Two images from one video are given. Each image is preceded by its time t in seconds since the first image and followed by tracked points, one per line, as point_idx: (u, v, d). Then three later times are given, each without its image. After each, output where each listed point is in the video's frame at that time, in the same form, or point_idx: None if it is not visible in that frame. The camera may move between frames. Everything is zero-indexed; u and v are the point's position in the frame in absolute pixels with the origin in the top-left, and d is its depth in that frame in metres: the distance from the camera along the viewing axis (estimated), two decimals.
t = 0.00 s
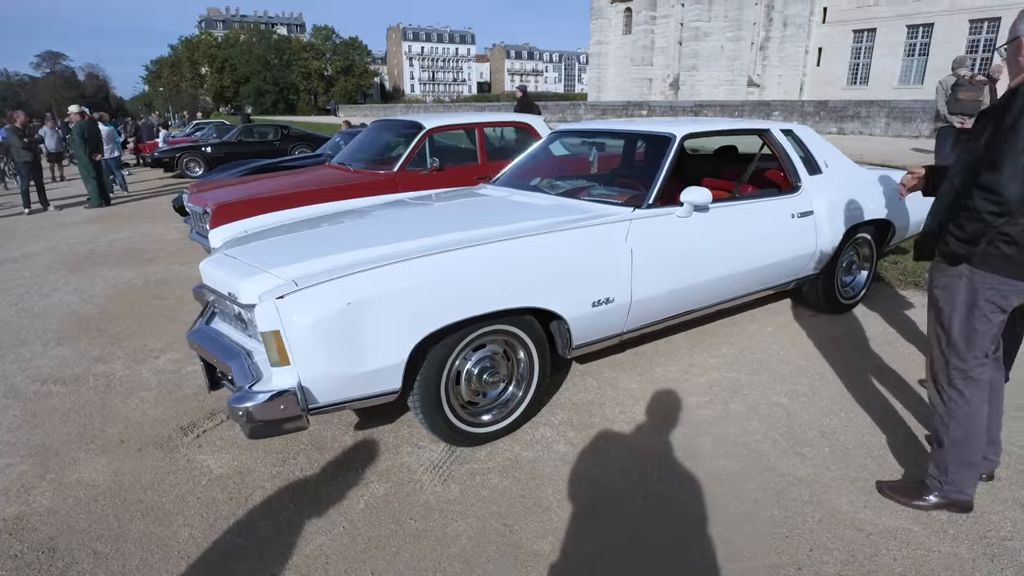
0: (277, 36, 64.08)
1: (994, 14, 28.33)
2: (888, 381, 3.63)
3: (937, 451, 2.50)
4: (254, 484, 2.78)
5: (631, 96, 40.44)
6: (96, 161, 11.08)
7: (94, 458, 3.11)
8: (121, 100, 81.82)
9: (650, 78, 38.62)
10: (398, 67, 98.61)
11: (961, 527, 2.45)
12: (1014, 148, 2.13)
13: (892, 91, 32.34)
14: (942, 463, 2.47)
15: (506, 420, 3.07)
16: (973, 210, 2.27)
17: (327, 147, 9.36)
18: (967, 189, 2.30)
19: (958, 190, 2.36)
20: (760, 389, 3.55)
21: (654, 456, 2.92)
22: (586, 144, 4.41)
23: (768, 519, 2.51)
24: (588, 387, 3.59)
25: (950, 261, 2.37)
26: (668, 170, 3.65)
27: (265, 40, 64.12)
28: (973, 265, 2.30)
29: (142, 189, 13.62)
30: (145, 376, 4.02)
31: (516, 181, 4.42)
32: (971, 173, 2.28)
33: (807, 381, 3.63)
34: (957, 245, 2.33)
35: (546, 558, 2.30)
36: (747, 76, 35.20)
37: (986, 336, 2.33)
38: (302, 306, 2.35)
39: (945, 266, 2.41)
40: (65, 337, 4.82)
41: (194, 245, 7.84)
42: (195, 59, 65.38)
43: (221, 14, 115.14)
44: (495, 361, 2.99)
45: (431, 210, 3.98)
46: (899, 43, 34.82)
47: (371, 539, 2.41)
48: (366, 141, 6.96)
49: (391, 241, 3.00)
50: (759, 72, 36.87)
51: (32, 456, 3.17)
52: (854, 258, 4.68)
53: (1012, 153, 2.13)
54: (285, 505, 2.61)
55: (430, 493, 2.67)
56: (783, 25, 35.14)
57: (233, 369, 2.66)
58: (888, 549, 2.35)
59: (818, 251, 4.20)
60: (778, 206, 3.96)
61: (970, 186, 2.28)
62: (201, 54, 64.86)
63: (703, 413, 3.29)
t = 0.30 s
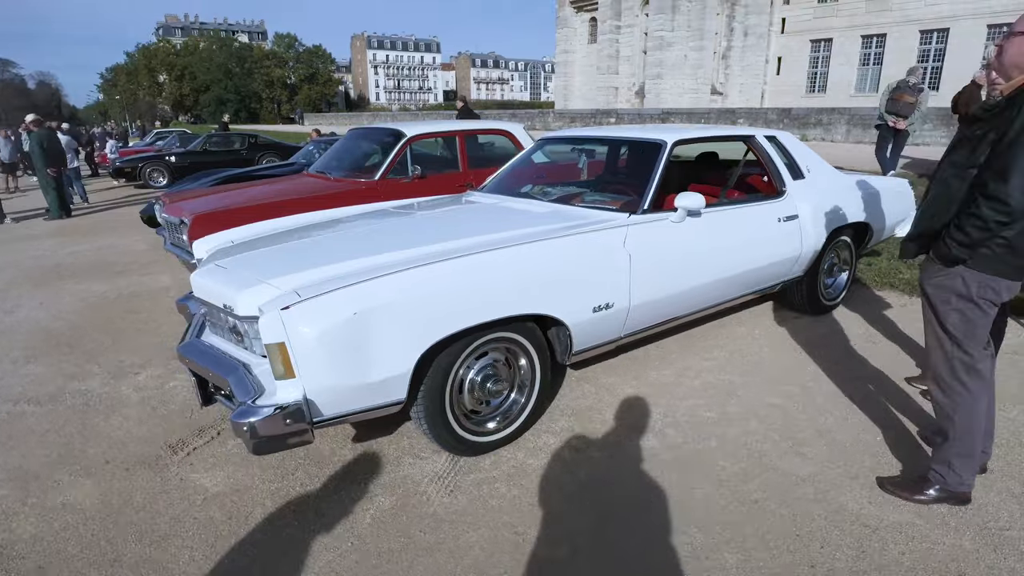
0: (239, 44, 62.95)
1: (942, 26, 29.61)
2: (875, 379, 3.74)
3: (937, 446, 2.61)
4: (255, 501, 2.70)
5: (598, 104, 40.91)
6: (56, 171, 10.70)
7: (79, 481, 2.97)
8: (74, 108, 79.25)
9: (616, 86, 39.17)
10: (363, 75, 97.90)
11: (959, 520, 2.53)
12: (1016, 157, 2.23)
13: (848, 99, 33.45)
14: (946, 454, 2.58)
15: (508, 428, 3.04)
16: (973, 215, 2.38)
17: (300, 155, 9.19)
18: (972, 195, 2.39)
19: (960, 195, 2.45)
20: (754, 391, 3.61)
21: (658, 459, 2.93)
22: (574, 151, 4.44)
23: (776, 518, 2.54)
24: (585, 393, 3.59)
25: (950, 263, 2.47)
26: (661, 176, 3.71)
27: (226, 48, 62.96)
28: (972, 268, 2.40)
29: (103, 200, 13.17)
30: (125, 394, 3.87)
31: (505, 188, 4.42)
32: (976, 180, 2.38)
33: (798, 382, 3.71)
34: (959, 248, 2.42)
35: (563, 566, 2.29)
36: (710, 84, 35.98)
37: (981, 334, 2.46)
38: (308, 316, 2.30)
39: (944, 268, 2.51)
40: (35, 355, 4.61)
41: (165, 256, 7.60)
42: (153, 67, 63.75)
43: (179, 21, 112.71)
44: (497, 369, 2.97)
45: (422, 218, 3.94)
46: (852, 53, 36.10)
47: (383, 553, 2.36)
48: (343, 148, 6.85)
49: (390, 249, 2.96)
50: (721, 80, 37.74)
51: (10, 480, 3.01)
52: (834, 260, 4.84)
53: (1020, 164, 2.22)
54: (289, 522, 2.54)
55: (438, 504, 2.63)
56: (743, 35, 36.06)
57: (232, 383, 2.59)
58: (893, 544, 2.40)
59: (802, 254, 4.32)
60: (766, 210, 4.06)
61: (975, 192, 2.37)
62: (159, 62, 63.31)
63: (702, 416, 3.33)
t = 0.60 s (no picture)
0: (224, 43, 62.28)
1: (925, 27, 30.07)
2: (875, 375, 3.81)
3: (942, 441, 2.66)
4: (267, 503, 2.69)
5: (587, 104, 41.02)
6: (44, 171, 10.57)
7: (86, 485, 2.94)
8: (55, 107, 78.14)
9: (605, 86, 39.30)
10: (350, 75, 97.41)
11: (965, 513, 2.59)
12: (997, 155, 2.27)
13: (834, 99, 33.82)
14: (951, 445, 2.62)
15: (517, 428, 3.06)
16: (963, 213, 2.45)
17: (293, 155, 9.14)
18: (964, 192, 2.44)
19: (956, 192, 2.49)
20: (758, 389, 3.66)
21: (668, 456, 2.97)
22: (576, 151, 4.46)
23: (788, 515, 2.59)
24: (592, 392, 3.62)
25: (947, 258, 2.52)
26: (666, 176, 3.75)
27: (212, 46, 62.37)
28: (966, 262, 2.44)
29: (90, 201, 13.00)
30: (127, 396, 3.83)
31: (508, 189, 4.43)
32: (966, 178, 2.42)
33: (801, 380, 3.77)
34: (952, 244, 2.48)
35: (582, 563, 2.32)
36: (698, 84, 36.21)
37: (985, 327, 2.46)
38: (325, 317, 2.30)
39: (942, 262, 2.56)
40: (32, 359, 4.54)
41: (158, 257, 7.52)
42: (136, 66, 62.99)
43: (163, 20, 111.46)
44: (507, 369, 2.98)
45: (427, 218, 3.94)
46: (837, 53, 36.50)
47: (401, 552, 2.36)
48: (339, 148, 6.83)
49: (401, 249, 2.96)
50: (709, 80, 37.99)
51: (15, 485, 2.97)
52: (832, 258, 4.92)
53: (1002, 162, 2.26)
54: (304, 523, 2.54)
55: (453, 503, 2.64)
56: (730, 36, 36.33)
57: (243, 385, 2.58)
58: (904, 538, 2.46)
59: (802, 253, 4.38)
60: (766, 210, 4.11)
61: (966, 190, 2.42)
62: (143, 61, 62.57)
63: (708, 413, 3.37)
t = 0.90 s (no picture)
0: (210, 41, 61.75)
1: (911, 26, 30.40)
2: (877, 371, 3.86)
3: (950, 435, 2.69)
4: (281, 505, 2.69)
5: (577, 103, 41.11)
6: (33, 172, 10.43)
7: (95, 489, 2.92)
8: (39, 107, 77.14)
9: (595, 85, 39.39)
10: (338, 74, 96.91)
11: (972, 505, 2.64)
12: (991, 153, 2.32)
13: (821, 98, 34.11)
14: (958, 441, 2.65)
15: (528, 427, 3.06)
16: (960, 210, 2.50)
17: (288, 156, 9.09)
18: (956, 188, 2.50)
19: (949, 189, 2.55)
20: (762, 386, 3.69)
21: (678, 454, 2.99)
22: (579, 151, 4.47)
23: (799, 510, 2.62)
24: (599, 391, 3.64)
25: (947, 254, 2.58)
26: (670, 176, 3.78)
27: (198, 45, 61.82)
28: (966, 256, 2.49)
29: (80, 202, 12.85)
30: (131, 400, 3.79)
31: (510, 189, 4.44)
32: (957, 174, 2.48)
33: (805, 376, 3.81)
34: (950, 239, 2.55)
35: (600, 561, 2.34)
36: (687, 83, 36.37)
37: (992, 322, 2.49)
38: (340, 318, 2.30)
39: (943, 258, 2.62)
40: (30, 362, 4.49)
41: (152, 259, 7.46)
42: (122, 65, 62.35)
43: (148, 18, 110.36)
44: (518, 368, 2.99)
45: (431, 218, 3.94)
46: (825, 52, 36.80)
47: (419, 553, 2.37)
48: (336, 148, 6.79)
49: (411, 249, 2.96)
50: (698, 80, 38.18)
51: (21, 491, 2.94)
52: (831, 256, 4.97)
53: (988, 156, 2.33)
54: (320, 524, 2.53)
55: (468, 503, 2.65)
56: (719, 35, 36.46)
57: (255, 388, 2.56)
58: (914, 531, 2.50)
59: (802, 251, 4.42)
60: (768, 209, 4.15)
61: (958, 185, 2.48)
62: (128, 60, 61.92)
63: (715, 411, 3.40)
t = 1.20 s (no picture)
0: (197, 40, 61.22)
1: (897, 24, 30.66)
2: (880, 366, 3.88)
3: (963, 430, 2.71)
4: (293, 508, 2.66)
5: (567, 101, 41.14)
6: (20, 172, 10.28)
7: (101, 495, 2.87)
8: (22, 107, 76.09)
9: (585, 83, 39.44)
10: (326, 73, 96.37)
11: (984, 498, 2.66)
12: (1010, 152, 2.35)
13: (809, 95, 34.33)
14: (971, 437, 2.68)
15: (540, 426, 3.05)
16: (978, 210, 2.49)
17: (282, 155, 9.02)
18: (974, 188, 2.50)
19: (964, 190, 2.55)
20: (769, 382, 3.70)
21: (691, 451, 2.99)
22: (581, 149, 4.46)
23: (815, 506, 2.63)
24: (607, 388, 3.63)
25: (967, 254, 2.56)
26: (676, 174, 3.78)
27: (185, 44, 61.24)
28: (990, 255, 2.48)
29: (68, 203, 12.69)
30: (133, 403, 3.74)
31: (514, 188, 4.42)
32: (973, 175, 2.49)
33: (810, 372, 3.82)
34: (971, 239, 2.52)
35: (619, 560, 2.33)
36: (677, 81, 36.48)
37: (1007, 321, 2.52)
38: (356, 319, 2.28)
39: (962, 258, 2.60)
40: (27, 366, 4.42)
41: (146, 260, 7.37)
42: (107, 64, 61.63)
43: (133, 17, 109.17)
44: (529, 367, 2.97)
45: (435, 216, 3.92)
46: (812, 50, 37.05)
47: (437, 555, 2.35)
48: (331, 147, 6.74)
49: (421, 249, 2.94)
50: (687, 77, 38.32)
51: (25, 498, 2.88)
52: (832, 253, 4.99)
53: (1009, 155, 2.35)
54: (334, 527, 2.51)
55: (483, 504, 2.64)
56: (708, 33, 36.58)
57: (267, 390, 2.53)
58: (929, 525, 2.51)
59: (805, 248, 4.45)
60: (772, 205, 4.16)
61: (976, 185, 2.48)
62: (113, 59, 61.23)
63: (725, 408, 3.41)
